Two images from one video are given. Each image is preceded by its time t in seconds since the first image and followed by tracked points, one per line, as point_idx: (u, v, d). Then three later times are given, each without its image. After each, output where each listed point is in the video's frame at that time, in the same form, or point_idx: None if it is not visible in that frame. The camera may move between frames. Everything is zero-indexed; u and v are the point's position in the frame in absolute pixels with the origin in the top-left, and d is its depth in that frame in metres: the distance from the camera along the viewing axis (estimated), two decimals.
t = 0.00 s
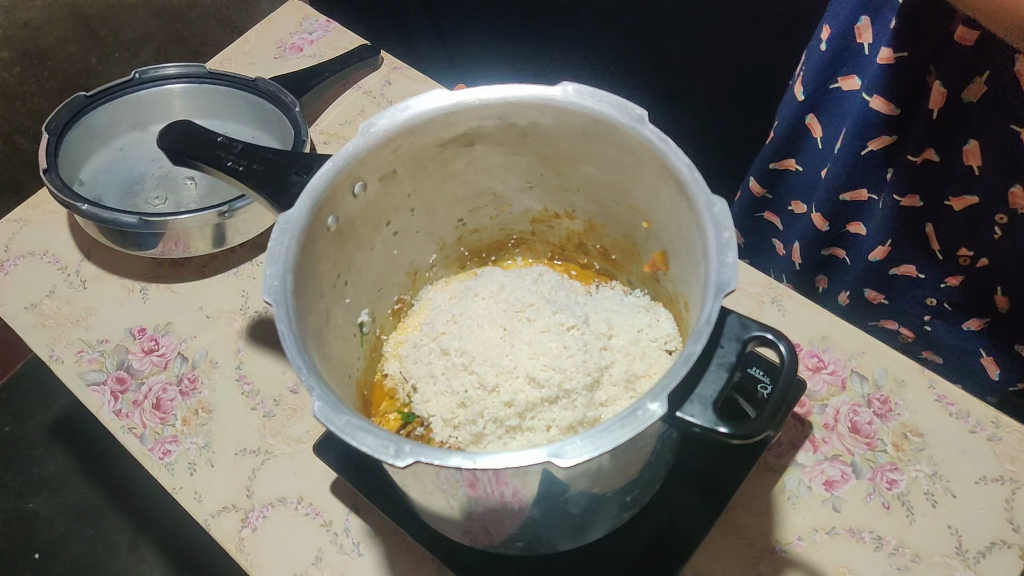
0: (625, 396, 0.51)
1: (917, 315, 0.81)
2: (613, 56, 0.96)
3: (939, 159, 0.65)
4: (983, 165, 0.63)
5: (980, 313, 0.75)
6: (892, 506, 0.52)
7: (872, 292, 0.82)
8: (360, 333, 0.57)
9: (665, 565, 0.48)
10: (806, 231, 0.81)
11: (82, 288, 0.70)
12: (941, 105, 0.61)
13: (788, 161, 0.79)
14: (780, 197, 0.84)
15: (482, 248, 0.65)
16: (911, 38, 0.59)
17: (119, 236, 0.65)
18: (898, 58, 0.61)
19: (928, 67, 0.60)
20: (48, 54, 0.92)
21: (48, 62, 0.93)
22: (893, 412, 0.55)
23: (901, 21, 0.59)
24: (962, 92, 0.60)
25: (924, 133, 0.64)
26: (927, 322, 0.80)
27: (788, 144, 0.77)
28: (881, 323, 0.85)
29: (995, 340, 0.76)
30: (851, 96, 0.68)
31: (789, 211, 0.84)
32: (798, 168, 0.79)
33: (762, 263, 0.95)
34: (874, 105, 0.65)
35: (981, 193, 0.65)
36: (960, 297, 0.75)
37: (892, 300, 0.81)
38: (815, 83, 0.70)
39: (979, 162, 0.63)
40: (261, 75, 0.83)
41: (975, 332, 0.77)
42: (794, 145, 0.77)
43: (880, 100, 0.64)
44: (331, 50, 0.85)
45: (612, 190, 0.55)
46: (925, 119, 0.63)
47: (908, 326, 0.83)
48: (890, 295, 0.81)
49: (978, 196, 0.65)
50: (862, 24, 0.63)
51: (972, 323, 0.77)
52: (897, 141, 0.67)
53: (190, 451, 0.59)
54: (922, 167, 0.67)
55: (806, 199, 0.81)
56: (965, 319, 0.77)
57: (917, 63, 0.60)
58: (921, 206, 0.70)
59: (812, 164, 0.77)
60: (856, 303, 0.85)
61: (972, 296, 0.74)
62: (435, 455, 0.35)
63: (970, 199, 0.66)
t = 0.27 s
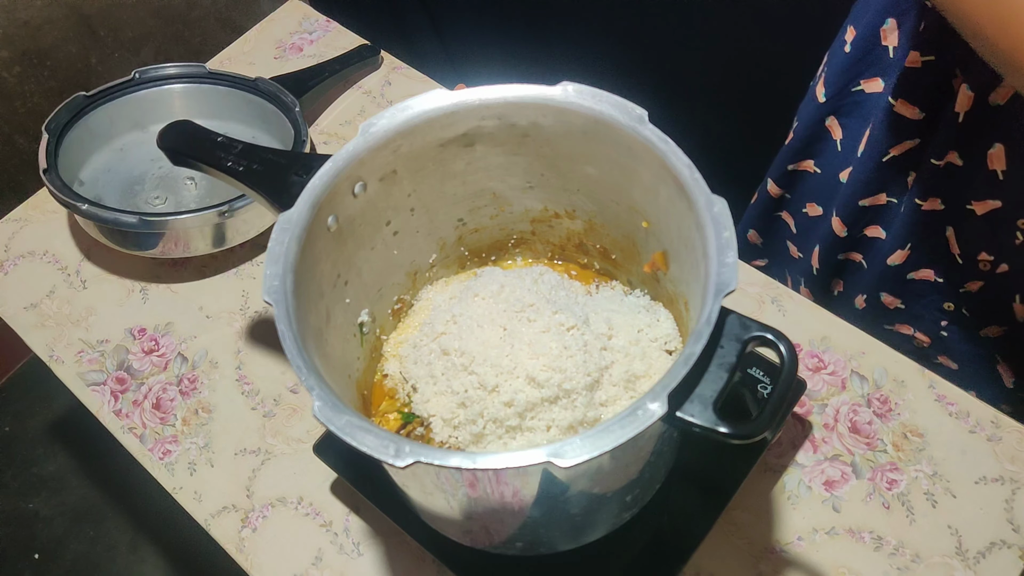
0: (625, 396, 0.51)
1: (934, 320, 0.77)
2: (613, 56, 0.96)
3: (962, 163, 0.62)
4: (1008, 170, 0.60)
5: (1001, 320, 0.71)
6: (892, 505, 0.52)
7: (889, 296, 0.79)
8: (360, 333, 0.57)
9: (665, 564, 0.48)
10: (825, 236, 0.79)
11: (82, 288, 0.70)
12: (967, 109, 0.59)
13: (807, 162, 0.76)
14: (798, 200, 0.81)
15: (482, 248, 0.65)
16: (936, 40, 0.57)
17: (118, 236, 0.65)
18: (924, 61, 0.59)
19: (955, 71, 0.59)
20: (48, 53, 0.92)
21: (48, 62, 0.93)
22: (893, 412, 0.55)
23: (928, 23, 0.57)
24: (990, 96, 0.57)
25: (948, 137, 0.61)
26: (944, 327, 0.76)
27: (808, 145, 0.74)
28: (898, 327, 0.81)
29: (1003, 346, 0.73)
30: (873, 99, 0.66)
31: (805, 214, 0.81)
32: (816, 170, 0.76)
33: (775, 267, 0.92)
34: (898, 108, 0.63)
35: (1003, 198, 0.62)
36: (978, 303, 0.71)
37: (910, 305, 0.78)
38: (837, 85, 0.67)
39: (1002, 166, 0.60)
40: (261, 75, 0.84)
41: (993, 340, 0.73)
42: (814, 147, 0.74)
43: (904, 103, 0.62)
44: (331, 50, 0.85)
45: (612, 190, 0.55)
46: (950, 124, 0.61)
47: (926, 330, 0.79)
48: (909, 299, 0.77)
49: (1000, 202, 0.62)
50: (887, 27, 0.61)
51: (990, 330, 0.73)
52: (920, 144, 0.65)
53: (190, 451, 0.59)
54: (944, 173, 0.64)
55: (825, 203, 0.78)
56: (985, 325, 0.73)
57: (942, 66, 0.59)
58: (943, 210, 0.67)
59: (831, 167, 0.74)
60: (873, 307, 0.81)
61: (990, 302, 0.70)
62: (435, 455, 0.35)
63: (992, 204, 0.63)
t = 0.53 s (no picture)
0: (625, 396, 0.51)
1: (938, 323, 0.78)
2: (614, 56, 0.96)
3: (975, 164, 0.62)
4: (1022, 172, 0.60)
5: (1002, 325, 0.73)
6: (892, 505, 0.52)
7: (893, 298, 0.79)
8: (360, 333, 0.57)
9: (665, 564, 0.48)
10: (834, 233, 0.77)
11: (82, 288, 0.70)
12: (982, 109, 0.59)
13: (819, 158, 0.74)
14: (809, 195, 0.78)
15: (482, 248, 0.65)
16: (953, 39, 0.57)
17: (119, 236, 0.65)
18: (942, 60, 0.59)
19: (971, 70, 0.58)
20: (48, 53, 0.92)
21: (48, 62, 0.93)
22: (893, 412, 0.55)
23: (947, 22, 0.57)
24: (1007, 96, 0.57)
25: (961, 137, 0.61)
26: (947, 330, 0.78)
27: (821, 141, 0.72)
28: (901, 329, 0.83)
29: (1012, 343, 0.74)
30: (890, 97, 0.64)
31: (814, 211, 0.79)
32: (828, 167, 0.74)
33: (781, 266, 0.90)
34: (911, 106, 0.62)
35: (1014, 201, 0.62)
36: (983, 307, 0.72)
37: (914, 308, 0.79)
38: (853, 81, 0.65)
39: (1015, 167, 0.60)
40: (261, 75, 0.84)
41: (995, 345, 0.75)
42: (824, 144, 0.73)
43: (919, 102, 0.62)
44: (331, 50, 0.85)
45: (612, 190, 0.55)
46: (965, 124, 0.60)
47: (929, 334, 0.80)
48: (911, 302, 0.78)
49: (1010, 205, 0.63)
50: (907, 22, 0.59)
51: (994, 335, 0.75)
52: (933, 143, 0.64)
53: (190, 451, 0.59)
54: (955, 174, 0.64)
55: (834, 201, 0.76)
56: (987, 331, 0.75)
57: (959, 66, 0.58)
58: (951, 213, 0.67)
59: (843, 165, 0.73)
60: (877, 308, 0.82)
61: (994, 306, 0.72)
62: (434, 455, 0.35)
63: (1002, 207, 0.64)
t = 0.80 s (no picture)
0: (625, 396, 0.51)
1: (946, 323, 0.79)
2: (614, 56, 0.96)
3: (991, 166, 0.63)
4: None
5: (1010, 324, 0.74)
6: (892, 506, 0.52)
7: (903, 298, 0.79)
8: (360, 333, 0.57)
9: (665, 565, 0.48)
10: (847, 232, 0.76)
11: (81, 288, 0.70)
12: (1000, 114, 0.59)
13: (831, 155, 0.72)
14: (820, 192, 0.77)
15: (482, 248, 0.65)
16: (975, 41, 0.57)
17: (119, 236, 0.65)
18: (961, 62, 0.59)
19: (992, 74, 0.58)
20: (48, 53, 0.92)
21: (48, 62, 0.92)
22: (893, 412, 0.55)
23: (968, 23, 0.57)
24: None
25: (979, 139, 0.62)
26: (956, 330, 0.78)
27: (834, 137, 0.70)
28: (909, 329, 0.83)
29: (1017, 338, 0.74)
30: (908, 96, 0.63)
31: (824, 208, 0.78)
32: (840, 163, 0.72)
33: (790, 262, 0.89)
34: (929, 106, 0.63)
35: None
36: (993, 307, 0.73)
37: (922, 307, 0.79)
38: (871, 78, 0.64)
39: None
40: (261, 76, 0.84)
41: (1004, 344, 0.76)
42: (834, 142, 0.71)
43: (938, 103, 0.62)
44: (331, 50, 0.85)
45: (612, 190, 0.55)
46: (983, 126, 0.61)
47: (937, 333, 0.80)
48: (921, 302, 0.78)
49: None
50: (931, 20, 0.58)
51: (1002, 334, 0.75)
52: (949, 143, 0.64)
53: (190, 451, 0.59)
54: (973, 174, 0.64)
55: (847, 199, 0.74)
56: (996, 330, 0.75)
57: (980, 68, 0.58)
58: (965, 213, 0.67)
59: (856, 163, 0.71)
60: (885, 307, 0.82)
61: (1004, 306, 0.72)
62: (435, 455, 0.35)
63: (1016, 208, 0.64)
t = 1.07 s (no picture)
0: (625, 396, 0.51)
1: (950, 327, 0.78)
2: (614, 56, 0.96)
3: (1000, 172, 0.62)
4: None
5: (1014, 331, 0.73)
6: (892, 506, 0.52)
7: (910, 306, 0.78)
8: (360, 333, 0.57)
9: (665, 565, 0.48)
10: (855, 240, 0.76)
11: (81, 288, 0.70)
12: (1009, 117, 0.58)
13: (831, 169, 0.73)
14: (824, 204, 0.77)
15: (482, 247, 0.65)
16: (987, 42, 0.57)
17: (119, 236, 0.65)
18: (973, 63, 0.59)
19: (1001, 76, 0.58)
20: (48, 53, 0.92)
21: (48, 62, 0.93)
22: (892, 412, 0.55)
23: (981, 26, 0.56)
24: None
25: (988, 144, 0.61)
26: (960, 334, 0.78)
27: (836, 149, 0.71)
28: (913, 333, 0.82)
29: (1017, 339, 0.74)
30: (915, 100, 0.63)
31: (828, 220, 0.78)
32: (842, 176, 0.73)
33: (791, 278, 0.89)
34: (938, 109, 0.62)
35: None
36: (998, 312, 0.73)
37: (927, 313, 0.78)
38: (877, 83, 0.65)
39: None
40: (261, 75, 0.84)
41: (1007, 350, 0.76)
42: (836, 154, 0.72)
43: (946, 105, 0.62)
44: (331, 50, 0.85)
45: (611, 190, 0.55)
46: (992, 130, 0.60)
47: (941, 337, 0.80)
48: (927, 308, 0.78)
49: None
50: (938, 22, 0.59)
51: (1005, 340, 0.75)
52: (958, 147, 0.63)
53: (190, 451, 0.59)
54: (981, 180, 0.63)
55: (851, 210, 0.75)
56: (1000, 335, 0.75)
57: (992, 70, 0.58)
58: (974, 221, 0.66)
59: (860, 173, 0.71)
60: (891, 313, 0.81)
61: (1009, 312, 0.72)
62: (435, 455, 0.35)
63: None
